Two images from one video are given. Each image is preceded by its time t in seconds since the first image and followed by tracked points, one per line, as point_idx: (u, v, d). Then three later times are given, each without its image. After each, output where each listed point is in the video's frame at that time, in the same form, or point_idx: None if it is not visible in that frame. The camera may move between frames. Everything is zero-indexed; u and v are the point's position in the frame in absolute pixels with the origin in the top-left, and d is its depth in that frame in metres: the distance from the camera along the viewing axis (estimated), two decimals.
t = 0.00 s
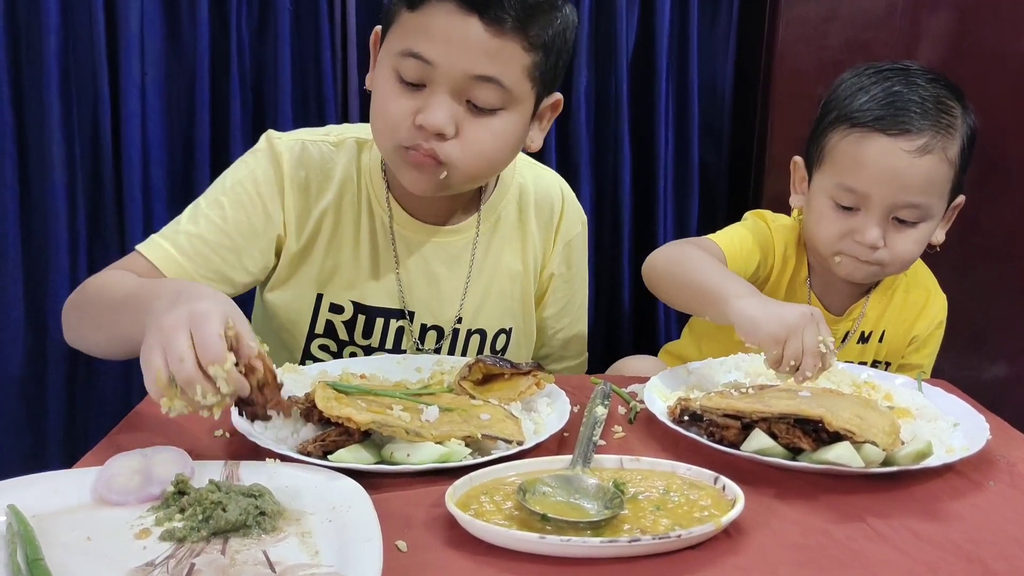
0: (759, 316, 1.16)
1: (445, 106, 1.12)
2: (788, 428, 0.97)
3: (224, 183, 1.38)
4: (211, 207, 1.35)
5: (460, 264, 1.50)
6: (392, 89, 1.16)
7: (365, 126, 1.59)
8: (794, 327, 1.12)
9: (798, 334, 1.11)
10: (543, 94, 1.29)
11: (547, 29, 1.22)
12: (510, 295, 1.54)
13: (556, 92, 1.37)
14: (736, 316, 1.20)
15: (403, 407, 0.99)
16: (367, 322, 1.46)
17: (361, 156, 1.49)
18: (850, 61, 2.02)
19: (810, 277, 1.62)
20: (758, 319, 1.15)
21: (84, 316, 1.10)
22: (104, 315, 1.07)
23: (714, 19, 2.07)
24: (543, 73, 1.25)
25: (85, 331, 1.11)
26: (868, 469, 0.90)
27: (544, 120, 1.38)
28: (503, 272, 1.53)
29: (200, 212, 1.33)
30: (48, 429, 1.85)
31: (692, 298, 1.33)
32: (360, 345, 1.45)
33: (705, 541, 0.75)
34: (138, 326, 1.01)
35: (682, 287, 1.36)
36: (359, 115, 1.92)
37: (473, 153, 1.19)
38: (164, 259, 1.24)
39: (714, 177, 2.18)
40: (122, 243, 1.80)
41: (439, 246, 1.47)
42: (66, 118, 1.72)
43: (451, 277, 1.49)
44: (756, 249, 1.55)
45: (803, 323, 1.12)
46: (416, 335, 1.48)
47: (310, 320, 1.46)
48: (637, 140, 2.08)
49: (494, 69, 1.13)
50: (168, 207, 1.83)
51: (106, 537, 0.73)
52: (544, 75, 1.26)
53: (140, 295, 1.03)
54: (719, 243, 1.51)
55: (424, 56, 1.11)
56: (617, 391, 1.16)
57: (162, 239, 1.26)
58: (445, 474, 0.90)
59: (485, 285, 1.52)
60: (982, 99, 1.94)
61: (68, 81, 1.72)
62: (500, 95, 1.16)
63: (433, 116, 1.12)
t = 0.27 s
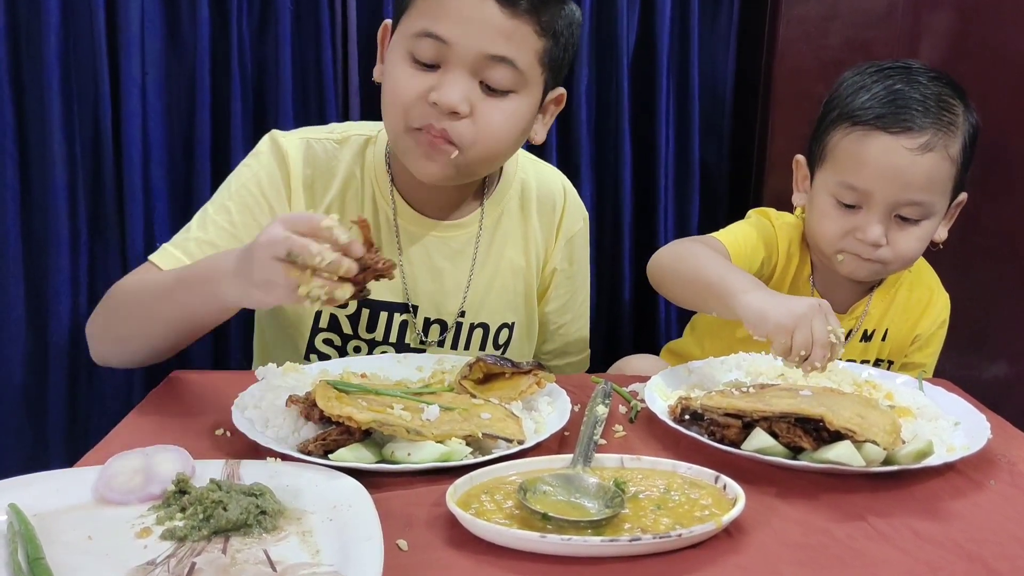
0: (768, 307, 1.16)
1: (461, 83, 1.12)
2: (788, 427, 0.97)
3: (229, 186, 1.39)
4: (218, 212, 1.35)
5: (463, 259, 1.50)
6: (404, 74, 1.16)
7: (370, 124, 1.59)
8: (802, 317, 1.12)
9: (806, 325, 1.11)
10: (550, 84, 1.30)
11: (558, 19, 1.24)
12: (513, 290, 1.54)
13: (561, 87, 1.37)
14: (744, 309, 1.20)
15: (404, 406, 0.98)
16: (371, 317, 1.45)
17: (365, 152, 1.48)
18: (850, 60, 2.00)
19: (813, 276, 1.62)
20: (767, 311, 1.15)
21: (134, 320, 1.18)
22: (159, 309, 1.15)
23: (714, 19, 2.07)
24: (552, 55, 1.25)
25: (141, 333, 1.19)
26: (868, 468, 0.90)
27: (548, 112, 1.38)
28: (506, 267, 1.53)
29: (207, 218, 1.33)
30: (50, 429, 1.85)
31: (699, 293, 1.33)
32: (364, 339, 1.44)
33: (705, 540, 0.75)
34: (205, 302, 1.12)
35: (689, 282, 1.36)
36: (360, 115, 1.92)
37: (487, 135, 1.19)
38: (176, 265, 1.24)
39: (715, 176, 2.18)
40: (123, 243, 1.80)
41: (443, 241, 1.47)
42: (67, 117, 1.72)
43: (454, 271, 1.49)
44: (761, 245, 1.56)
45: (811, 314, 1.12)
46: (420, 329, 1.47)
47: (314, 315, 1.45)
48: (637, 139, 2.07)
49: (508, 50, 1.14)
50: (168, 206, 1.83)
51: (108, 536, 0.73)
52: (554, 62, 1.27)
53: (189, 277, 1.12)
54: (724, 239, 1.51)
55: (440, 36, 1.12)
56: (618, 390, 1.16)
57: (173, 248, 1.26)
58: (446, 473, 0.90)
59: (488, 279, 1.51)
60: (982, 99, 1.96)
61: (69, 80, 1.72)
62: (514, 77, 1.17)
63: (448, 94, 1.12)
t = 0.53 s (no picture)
0: (780, 302, 1.16)
1: (471, 90, 1.13)
2: (789, 426, 0.97)
3: (235, 190, 1.38)
4: (225, 216, 1.34)
5: (469, 256, 1.50)
6: (413, 76, 1.16)
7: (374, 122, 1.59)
8: (815, 309, 1.11)
9: (819, 315, 1.11)
10: (557, 84, 1.30)
11: (566, 22, 1.24)
12: (518, 287, 1.54)
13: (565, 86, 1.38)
14: (756, 303, 1.19)
15: (405, 405, 0.98)
16: (377, 316, 1.46)
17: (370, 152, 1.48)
18: (852, 59, 1.98)
19: (816, 275, 1.62)
20: (779, 305, 1.15)
21: (148, 327, 1.18)
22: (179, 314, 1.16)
23: (715, 18, 2.06)
24: (559, 55, 1.25)
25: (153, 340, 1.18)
26: (870, 468, 0.90)
27: (553, 112, 1.38)
28: (512, 264, 1.53)
29: (215, 222, 1.33)
30: (51, 429, 1.85)
31: (709, 290, 1.33)
32: (371, 338, 1.44)
33: (707, 540, 0.75)
34: (233, 305, 1.14)
35: (699, 280, 1.35)
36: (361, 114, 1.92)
37: (496, 139, 1.19)
38: (185, 269, 1.24)
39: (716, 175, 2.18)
40: (123, 243, 1.80)
41: (448, 239, 1.47)
42: (68, 117, 1.71)
43: (460, 268, 1.49)
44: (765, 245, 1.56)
45: (824, 305, 1.12)
46: (426, 326, 1.48)
47: (319, 314, 1.44)
48: (638, 139, 2.07)
49: (518, 55, 1.14)
50: (169, 205, 1.83)
51: (109, 536, 0.73)
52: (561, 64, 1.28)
53: (217, 281, 1.15)
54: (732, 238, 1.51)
55: (451, 41, 1.12)
56: (618, 390, 1.16)
57: (181, 251, 1.27)
58: (447, 473, 0.90)
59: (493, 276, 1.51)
60: (984, 99, 1.96)
61: (70, 80, 1.72)
62: (523, 83, 1.17)
63: (460, 99, 1.12)
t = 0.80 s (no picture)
0: (781, 307, 1.16)
1: (478, 100, 1.12)
2: (791, 425, 0.97)
3: (236, 191, 1.38)
4: (227, 216, 1.35)
5: (469, 257, 1.49)
6: (419, 78, 1.16)
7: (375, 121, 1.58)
8: (816, 316, 1.11)
9: (820, 323, 1.11)
10: (564, 91, 1.31)
11: (574, 35, 1.25)
12: (519, 288, 1.54)
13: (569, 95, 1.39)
14: (758, 307, 1.19)
15: (406, 404, 0.98)
16: (377, 317, 1.46)
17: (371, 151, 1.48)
18: (854, 57, 1.98)
19: (820, 274, 1.62)
20: (781, 310, 1.15)
21: (150, 324, 1.17)
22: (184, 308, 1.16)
23: (717, 18, 2.05)
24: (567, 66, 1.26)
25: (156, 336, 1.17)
26: (871, 467, 0.90)
27: (557, 122, 1.39)
28: (512, 265, 1.53)
29: (217, 221, 1.33)
30: (52, 428, 1.85)
31: (712, 291, 1.33)
32: (371, 340, 1.44)
33: (708, 539, 0.75)
34: (242, 294, 1.16)
35: (702, 280, 1.35)
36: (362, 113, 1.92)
37: (500, 147, 1.19)
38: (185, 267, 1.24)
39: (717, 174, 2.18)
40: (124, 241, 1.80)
41: (449, 241, 1.47)
42: (69, 115, 1.71)
43: (461, 270, 1.49)
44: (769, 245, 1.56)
45: (826, 313, 1.12)
46: (426, 329, 1.47)
47: (320, 315, 1.44)
48: (640, 138, 2.07)
49: (527, 67, 1.14)
50: (170, 203, 1.83)
51: (110, 534, 0.73)
52: (568, 76, 1.29)
53: (223, 273, 1.16)
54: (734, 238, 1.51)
55: (459, 48, 1.11)
56: (620, 388, 1.15)
57: (182, 250, 1.27)
58: (448, 471, 0.90)
59: (494, 278, 1.51)
60: (986, 97, 1.96)
61: (71, 79, 1.71)
62: (530, 93, 1.17)
63: (466, 110, 1.12)
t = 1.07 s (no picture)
0: (786, 298, 1.16)
1: (468, 106, 1.13)
2: (793, 423, 0.97)
3: (231, 192, 1.39)
4: (222, 217, 1.35)
5: (465, 261, 1.49)
6: (410, 83, 1.17)
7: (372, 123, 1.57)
8: (821, 307, 1.12)
9: (825, 314, 1.11)
10: (560, 98, 1.31)
11: (571, 42, 1.25)
12: (517, 293, 1.54)
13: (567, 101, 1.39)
14: (762, 299, 1.19)
15: (407, 402, 0.98)
16: (372, 322, 1.45)
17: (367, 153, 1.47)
18: (855, 55, 1.98)
19: (819, 275, 1.62)
20: (785, 302, 1.15)
21: (145, 323, 1.16)
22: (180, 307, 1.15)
23: (718, 17, 2.05)
24: (563, 74, 1.26)
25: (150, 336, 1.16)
26: (873, 465, 0.90)
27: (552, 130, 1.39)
28: (509, 270, 1.53)
29: (212, 222, 1.33)
30: (55, 426, 1.86)
31: (716, 287, 1.32)
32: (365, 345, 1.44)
33: (710, 537, 0.75)
34: (237, 292, 1.16)
35: (705, 276, 1.35)
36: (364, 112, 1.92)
37: (493, 156, 1.20)
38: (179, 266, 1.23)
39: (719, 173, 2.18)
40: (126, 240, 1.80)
41: (445, 245, 1.47)
42: (71, 115, 1.72)
43: (457, 276, 1.49)
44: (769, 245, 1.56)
45: (831, 303, 1.12)
46: (422, 334, 1.46)
47: (315, 318, 1.45)
48: (642, 138, 2.07)
49: (520, 74, 1.15)
50: (172, 202, 1.84)
51: (112, 532, 0.73)
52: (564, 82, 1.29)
53: (218, 270, 1.16)
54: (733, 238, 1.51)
55: (451, 55, 1.11)
56: (622, 387, 1.15)
57: (176, 249, 1.26)
58: (450, 470, 0.90)
59: (490, 283, 1.51)
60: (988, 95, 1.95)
61: (73, 77, 1.72)
62: (522, 100, 1.17)
63: (456, 116, 1.12)
